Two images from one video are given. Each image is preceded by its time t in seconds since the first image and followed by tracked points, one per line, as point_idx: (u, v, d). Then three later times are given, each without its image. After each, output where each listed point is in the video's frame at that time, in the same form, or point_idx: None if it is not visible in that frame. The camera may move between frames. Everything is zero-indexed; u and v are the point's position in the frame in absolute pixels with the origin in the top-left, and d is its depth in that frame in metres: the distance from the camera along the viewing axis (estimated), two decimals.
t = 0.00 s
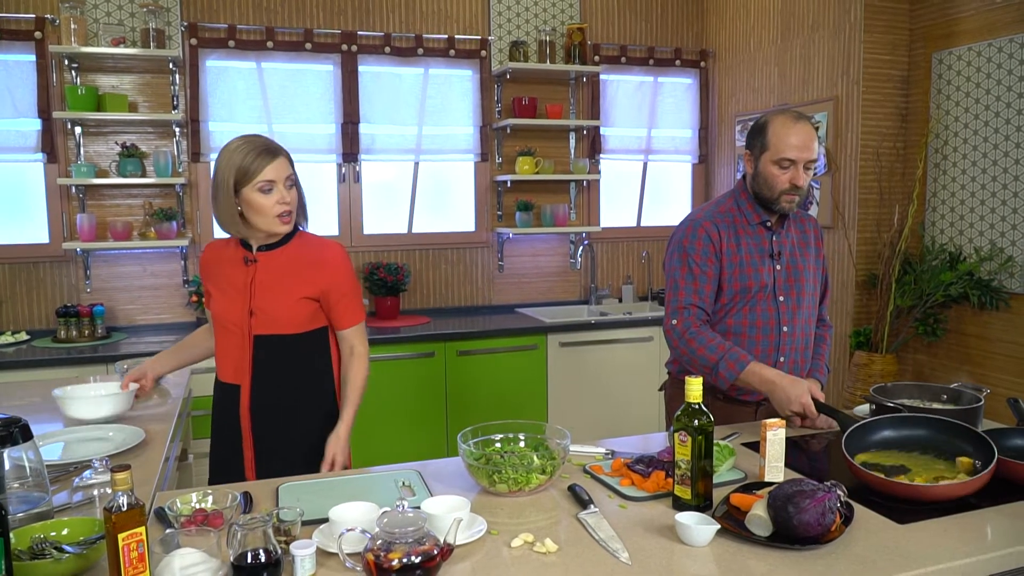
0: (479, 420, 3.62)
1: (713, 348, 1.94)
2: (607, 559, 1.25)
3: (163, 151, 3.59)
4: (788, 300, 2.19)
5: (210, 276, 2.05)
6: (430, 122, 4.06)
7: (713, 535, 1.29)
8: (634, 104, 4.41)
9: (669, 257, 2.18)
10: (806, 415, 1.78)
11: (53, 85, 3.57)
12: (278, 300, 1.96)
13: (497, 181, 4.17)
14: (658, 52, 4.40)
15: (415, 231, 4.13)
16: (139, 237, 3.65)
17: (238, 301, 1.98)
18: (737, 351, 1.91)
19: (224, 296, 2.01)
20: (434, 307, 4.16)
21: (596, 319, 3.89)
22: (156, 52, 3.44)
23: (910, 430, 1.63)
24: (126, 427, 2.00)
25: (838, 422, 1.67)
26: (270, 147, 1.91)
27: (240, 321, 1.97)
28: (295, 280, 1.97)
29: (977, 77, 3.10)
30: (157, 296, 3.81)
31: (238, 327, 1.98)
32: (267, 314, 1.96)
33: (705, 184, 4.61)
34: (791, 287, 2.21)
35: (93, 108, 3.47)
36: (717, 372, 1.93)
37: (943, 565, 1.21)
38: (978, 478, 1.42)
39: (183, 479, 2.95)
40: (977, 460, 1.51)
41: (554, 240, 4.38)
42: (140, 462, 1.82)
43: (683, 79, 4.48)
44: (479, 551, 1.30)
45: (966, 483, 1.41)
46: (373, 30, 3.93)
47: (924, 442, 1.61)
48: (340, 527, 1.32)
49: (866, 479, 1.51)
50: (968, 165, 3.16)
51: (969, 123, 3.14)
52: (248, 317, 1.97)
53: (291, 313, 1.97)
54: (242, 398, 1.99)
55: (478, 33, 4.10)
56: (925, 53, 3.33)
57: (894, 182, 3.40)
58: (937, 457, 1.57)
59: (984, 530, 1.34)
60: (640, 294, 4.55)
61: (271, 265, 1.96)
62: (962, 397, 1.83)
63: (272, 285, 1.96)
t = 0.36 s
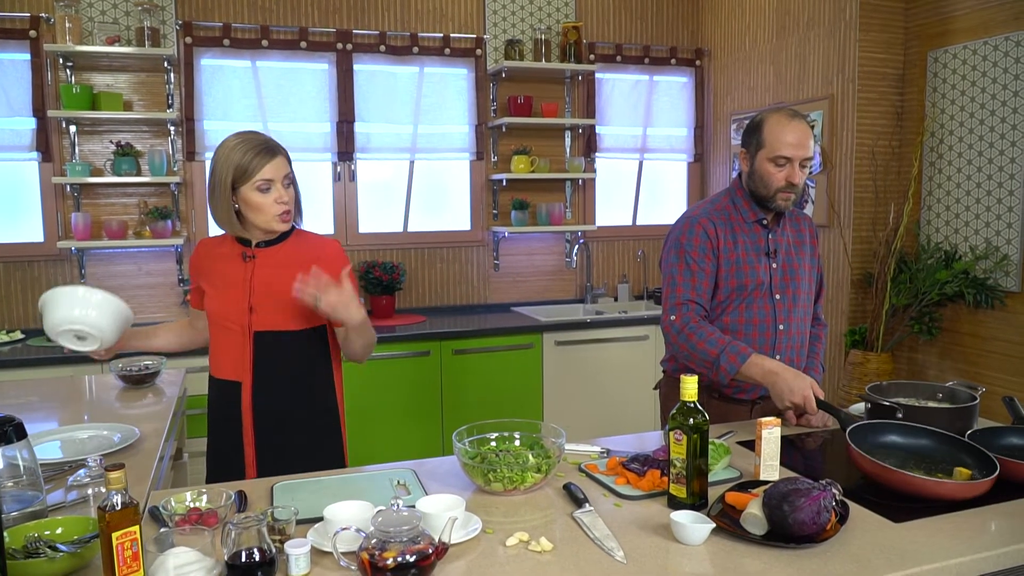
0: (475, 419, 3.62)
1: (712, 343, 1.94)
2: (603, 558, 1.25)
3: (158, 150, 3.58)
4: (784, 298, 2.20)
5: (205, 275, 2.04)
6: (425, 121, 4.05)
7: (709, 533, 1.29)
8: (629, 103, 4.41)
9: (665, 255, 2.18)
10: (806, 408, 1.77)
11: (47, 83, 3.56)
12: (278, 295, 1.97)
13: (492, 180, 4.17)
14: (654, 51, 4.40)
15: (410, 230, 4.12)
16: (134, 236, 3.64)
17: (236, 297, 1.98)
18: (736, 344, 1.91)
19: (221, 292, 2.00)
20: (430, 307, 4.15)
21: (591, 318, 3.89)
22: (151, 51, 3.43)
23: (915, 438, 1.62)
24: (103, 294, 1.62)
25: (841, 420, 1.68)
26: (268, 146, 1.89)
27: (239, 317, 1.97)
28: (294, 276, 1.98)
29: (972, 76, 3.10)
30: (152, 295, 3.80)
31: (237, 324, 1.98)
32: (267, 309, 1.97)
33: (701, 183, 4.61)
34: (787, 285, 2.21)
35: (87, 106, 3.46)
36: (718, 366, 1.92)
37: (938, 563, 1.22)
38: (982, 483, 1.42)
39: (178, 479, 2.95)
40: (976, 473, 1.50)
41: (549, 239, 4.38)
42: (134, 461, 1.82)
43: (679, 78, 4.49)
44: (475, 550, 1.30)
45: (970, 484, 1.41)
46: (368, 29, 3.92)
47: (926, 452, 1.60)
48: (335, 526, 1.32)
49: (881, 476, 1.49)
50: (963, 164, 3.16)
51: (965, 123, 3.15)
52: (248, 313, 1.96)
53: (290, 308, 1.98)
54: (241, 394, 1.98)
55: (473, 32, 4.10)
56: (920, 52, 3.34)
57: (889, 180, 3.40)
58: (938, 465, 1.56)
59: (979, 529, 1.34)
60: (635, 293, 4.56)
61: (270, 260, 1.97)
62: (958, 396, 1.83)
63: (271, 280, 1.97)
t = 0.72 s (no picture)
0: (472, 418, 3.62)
1: (704, 346, 1.94)
2: (599, 558, 1.25)
3: (154, 148, 3.57)
4: (781, 298, 2.19)
5: (213, 273, 1.96)
6: (422, 120, 4.04)
7: (705, 533, 1.29)
8: (627, 101, 4.40)
9: (660, 255, 2.17)
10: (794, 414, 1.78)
11: (42, 81, 3.54)
12: (298, 290, 1.98)
13: (489, 178, 4.16)
14: (651, 50, 4.40)
15: (407, 229, 4.12)
16: (130, 234, 3.62)
17: (257, 294, 1.96)
18: (729, 349, 1.92)
19: (235, 290, 1.96)
20: (426, 306, 4.15)
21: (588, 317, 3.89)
22: (147, 49, 3.41)
23: (906, 441, 1.62)
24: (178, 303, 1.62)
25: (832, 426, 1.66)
26: (275, 146, 1.83)
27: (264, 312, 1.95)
28: (313, 271, 1.99)
29: (969, 74, 3.11)
30: (147, 294, 3.78)
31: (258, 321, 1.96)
32: (288, 305, 1.97)
33: (698, 182, 4.61)
34: (783, 284, 2.21)
35: (83, 104, 3.44)
36: (709, 370, 1.93)
37: (934, 562, 1.21)
38: (972, 478, 1.42)
39: (174, 478, 2.94)
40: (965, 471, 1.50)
41: (546, 237, 4.37)
42: (129, 460, 1.81)
43: (676, 77, 4.48)
44: (470, 549, 1.29)
45: (959, 479, 1.41)
46: (365, 27, 3.91)
47: (916, 453, 1.60)
48: (330, 525, 1.31)
49: (869, 475, 1.50)
50: (960, 162, 3.16)
51: (963, 121, 3.15)
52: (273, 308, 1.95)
53: (310, 303, 1.99)
54: (245, 394, 1.97)
55: (470, 30, 4.09)
56: (917, 50, 3.34)
57: (887, 179, 3.40)
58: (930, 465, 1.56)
59: (975, 528, 1.34)
60: (632, 292, 4.55)
61: (289, 255, 1.97)
62: (956, 396, 1.83)
63: (291, 275, 1.97)
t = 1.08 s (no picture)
0: (470, 417, 3.61)
1: (698, 347, 1.95)
2: (598, 558, 1.24)
3: (152, 147, 3.56)
4: (780, 296, 2.19)
5: (245, 276, 1.83)
6: (420, 118, 4.04)
7: (704, 532, 1.28)
8: (625, 99, 4.40)
9: (657, 254, 2.17)
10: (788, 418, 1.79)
11: (40, 80, 3.53)
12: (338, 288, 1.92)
13: (487, 177, 4.16)
14: (649, 48, 4.39)
15: (405, 228, 4.12)
16: (128, 233, 3.62)
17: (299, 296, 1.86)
18: (721, 351, 1.92)
19: (274, 292, 1.85)
20: (425, 304, 4.14)
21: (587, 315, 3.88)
22: (144, 48, 3.40)
23: (895, 433, 1.63)
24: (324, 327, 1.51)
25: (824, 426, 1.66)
26: (298, 137, 1.79)
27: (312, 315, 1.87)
28: (346, 267, 1.95)
29: (969, 72, 3.10)
30: (145, 293, 3.78)
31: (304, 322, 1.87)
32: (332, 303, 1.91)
33: (696, 181, 4.61)
34: (782, 282, 2.21)
35: (81, 103, 3.43)
36: (701, 372, 1.94)
37: (934, 562, 1.21)
38: (962, 475, 1.41)
39: (172, 477, 2.93)
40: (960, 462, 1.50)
41: (545, 236, 4.37)
42: (127, 459, 1.80)
43: (674, 75, 4.47)
44: (469, 549, 1.28)
45: (949, 478, 1.40)
46: (363, 25, 3.90)
47: (907, 445, 1.61)
48: (327, 525, 1.31)
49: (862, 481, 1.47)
50: (960, 161, 3.16)
51: (962, 119, 3.14)
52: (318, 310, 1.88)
53: (349, 299, 1.94)
54: (275, 399, 1.89)
55: (469, 28, 4.08)
56: (916, 48, 3.33)
57: (886, 177, 3.40)
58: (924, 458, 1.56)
59: (975, 527, 1.34)
60: (631, 291, 4.55)
61: (324, 252, 1.91)
62: (956, 395, 1.83)
63: (329, 272, 1.91)
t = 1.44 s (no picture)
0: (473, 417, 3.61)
1: (705, 345, 1.94)
2: (602, 558, 1.24)
3: (155, 147, 3.56)
4: (784, 296, 2.19)
5: (287, 279, 1.81)
6: (424, 118, 4.04)
7: (709, 533, 1.28)
8: (628, 98, 4.39)
9: (662, 253, 2.17)
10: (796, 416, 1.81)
11: (44, 80, 3.54)
12: (377, 294, 1.92)
13: (490, 177, 4.15)
14: (653, 47, 4.39)
15: (409, 227, 4.12)
16: (132, 233, 3.62)
17: (341, 300, 1.86)
18: (728, 349, 1.92)
19: (317, 296, 1.83)
20: (428, 304, 4.14)
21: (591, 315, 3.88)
22: (147, 48, 3.41)
23: (908, 438, 1.61)
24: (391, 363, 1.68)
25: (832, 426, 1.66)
26: (336, 134, 1.78)
27: (351, 320, 1.87)
28: (384, 273, 1.95)
29: (973, 71, 3.09)
30: (149, 293, 3.78)
31: (346, 328, 1.86)
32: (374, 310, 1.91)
33: (700, 180, 4.60)
34: (786, 282, 2.20)
35: (85, 103, 3.44)
36: (708, 370, 1.93)
37: (939, 563, 1.21)
38: (976, 481, 1.41)
39: (176, 477, 2.93)
40: (972, 469, 1.49)
41: (548, 236, 4.37)
42: (132, 459, 1.81)
43: (678, 74, 4.47)
44: (473, 549, 1.29)
45: (963, 485, 1.40)
46: (366, 25, 3.90)
47: (919, 450, 1.59)
48: (331, 525, 1.31)
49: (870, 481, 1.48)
50: (964, 160, 3.15)
51: (966, 119, 3.13)
52: (355, 316, 1.88)
53: (386, 306, 1.95)
54: (302, 400, 1.87)
55: (472, 28, 4.08)
56: (920, 47, 3.32)
57: (890, 177, 3.39)
58: (935, 464, 1.55)
59: (980, 528, 1.34)
60: (634, 291, 4.54)
61: (365, 258, 1.91)
62: (961, 394, 1.83)
63: (368, 277, 1.91)
